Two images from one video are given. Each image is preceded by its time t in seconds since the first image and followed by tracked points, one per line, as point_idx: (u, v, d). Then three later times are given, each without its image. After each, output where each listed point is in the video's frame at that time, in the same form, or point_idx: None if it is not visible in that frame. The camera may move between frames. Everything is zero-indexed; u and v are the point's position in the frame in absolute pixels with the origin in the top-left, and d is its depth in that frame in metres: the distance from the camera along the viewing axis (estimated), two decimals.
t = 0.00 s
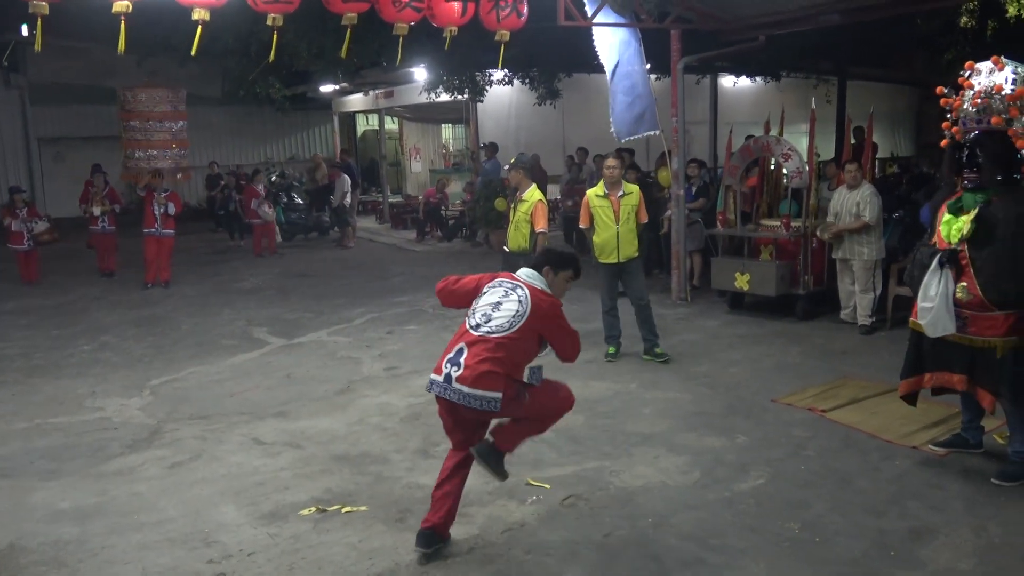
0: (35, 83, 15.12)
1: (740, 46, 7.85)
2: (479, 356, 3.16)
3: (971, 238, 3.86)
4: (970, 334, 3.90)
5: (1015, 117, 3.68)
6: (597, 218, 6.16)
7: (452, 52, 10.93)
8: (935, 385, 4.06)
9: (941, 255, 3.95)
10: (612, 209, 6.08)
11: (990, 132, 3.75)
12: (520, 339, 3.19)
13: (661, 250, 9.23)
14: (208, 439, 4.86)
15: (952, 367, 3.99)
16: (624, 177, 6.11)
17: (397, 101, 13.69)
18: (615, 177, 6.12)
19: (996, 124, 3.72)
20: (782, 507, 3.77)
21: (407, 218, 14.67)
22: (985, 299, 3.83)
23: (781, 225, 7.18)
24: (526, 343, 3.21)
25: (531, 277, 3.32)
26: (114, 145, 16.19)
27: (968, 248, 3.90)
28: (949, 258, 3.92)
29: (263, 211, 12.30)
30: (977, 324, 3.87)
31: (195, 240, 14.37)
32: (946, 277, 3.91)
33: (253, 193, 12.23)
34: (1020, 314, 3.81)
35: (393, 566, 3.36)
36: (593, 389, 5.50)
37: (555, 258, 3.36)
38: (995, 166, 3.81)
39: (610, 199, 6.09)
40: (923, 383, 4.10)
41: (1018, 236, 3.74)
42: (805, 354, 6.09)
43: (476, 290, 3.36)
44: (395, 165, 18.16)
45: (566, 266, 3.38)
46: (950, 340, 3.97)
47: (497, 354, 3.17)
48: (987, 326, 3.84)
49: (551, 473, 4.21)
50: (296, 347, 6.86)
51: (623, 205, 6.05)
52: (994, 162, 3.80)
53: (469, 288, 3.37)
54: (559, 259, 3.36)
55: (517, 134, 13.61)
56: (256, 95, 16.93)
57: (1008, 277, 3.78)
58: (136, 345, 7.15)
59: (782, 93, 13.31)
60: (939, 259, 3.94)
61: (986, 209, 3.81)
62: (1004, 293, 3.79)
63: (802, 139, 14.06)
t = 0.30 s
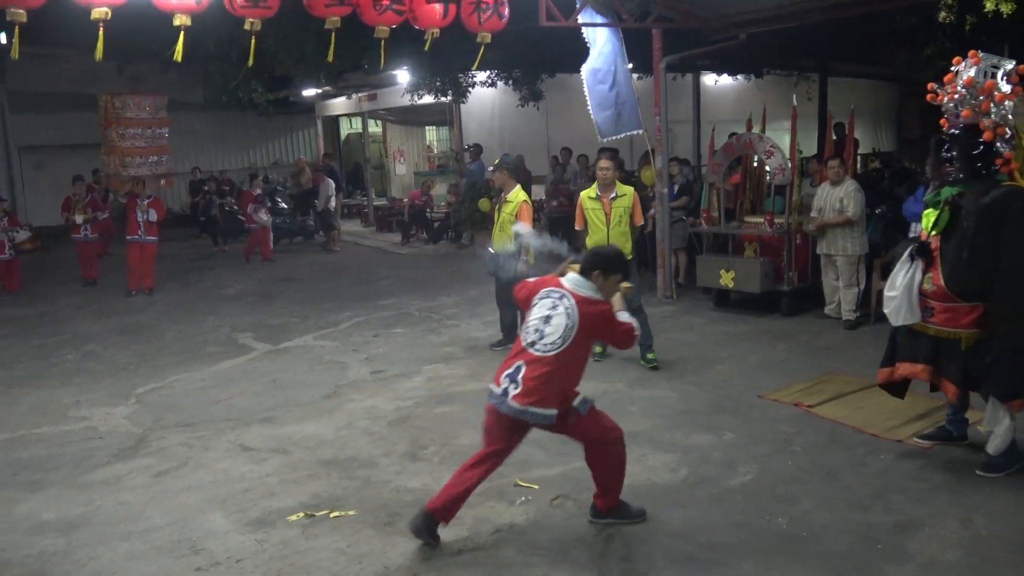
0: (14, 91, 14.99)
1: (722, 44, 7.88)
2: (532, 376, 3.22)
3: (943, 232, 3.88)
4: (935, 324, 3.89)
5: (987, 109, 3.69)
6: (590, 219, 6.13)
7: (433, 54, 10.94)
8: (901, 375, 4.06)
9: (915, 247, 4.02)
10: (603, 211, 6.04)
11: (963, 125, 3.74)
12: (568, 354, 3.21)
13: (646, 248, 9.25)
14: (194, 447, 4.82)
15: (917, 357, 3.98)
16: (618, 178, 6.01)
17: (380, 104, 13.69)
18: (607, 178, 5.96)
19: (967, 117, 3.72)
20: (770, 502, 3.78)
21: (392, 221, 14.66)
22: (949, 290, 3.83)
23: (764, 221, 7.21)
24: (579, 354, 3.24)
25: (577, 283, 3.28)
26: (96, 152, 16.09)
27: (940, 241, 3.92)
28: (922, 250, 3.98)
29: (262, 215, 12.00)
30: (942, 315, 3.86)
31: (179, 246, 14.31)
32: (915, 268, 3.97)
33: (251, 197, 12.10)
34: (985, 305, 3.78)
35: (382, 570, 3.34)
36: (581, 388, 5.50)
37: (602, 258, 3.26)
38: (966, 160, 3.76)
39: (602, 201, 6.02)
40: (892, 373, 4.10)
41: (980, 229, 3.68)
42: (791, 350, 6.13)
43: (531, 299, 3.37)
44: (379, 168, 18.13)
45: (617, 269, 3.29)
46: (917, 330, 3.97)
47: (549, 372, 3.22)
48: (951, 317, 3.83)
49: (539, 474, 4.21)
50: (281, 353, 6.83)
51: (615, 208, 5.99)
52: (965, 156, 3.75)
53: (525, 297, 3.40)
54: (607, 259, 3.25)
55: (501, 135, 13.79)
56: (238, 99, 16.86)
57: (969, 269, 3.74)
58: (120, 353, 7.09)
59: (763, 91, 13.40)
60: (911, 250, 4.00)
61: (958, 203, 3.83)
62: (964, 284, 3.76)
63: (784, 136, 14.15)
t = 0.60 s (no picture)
0: None
1: (697, 45, 7.93)
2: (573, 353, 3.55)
3: (911, 230, 3.93)
4: (899, 321, 3.94)
5: (952, 110, 3.73)
6: (584, 220, 6.02)
7: (409, 55, 10.91)
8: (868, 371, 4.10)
9: (884, 245, 4.07)
10: (596, 211, 5.93)
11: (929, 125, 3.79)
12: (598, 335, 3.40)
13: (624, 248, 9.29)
14: (169, 452, 4.78)
15: (881, 352, 4.05)
16: (609, 176, 5.90)
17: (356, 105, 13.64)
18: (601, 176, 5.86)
19: (933, 118, 3.78)
20: (747, 500, 3.81)
21: (369, 222, 14.60)
22: (911, 288, 3.86)
23: (740, 220, 7.27)
24: (610, 339, 3.40)
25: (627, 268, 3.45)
26: (68, 154, 15.88)
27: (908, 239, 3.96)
28: (891, 248, 4.02)
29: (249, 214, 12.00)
30: (905, 312, 3.91)
31: (152, 249, 14.17)
32: (883, 266, 4.02)
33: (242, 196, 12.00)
34: (946, 305, 3.79)
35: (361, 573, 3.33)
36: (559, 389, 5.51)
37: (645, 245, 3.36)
38: (933, 160, 3.82)
39: (595, 201, 5.93)
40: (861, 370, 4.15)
41: (941, 227, 3.69)
42: (767, 348, 6.18)
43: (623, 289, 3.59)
44: (355, 169, 18.04)
45: (665, 254, 3.35)
46: (886, 327, 4.02)
47: (588, 350, 3.48)
48: (914, 315, 3.87)
49: (518, 475, 4.21)
50: (257, 355, 6.78)
51: (607, 207, 5.88)
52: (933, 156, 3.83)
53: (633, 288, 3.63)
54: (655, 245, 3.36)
55: (479, 137, 13.54)
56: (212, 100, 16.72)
57: (930, 268, 3.76)
58: (94, 357, 7.01)
59: (737, 91, 13.51)
60: (881, 249, 4.05)
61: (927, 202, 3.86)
62: (925, 282, 3.78)
63: (759, 135, 14.26)
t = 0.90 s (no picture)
0: None
1: (678, 45, 7.96)
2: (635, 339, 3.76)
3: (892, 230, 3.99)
4: (879, 322, 3.99)
5: (932, 112, 3.76)
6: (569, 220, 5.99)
7: (390, 56, 10.88)
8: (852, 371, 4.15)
9: (866, 246, 4.13)
10: (582, 211, 5.92)
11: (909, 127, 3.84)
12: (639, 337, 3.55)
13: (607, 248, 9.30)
14: (150, 454, 4.74)
15: (867, 351, 4.09)
16: (599, 177, 5.92)
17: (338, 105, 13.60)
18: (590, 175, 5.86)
19: (913, 120, 3.82)
20: (729, 498, 3.82)
21: (351, 222, 14.56)
22: (890, 289, 3.89)
23: (722, 220, 7.30)
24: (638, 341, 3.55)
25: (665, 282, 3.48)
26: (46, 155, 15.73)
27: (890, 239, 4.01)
28: (871, 249, 4.09)
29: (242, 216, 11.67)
30: (884, 313, 3.95)
31: (132, 250, 14.06)
32: (864, 267, 4.09)
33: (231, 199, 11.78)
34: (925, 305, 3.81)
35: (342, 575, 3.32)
36: (542, 389, 5.51)
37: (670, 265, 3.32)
38: (912, 161, 3.86)
39: (581, 201, 5.93)
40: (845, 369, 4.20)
41: (919, 229, 3.73)
42: (749, 347, 6.21)
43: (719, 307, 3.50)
44: (337, 169, 17.97)
45: (688, 271, 3.29)
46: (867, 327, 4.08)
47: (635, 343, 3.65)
48: (892, 315, 3.91)
49: (501, 475, 4.20)
50: (239, 357, 6.74)
51: (595, 207, 5.86)
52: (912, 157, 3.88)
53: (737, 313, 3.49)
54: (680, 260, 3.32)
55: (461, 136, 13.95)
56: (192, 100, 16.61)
57: (908, 268, 3.79)
58: (72, 360, 6.94)
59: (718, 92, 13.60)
60: (862, 250, 4.10)
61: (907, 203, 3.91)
62: (903, 283, 3.82)
63: (740, 136, 14.34)
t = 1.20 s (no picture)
0: None
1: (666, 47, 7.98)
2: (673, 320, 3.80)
3: (881, 233, 4.02)
4: (867, 325, 4.01)
5: (924, 117, 3.78)
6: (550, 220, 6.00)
7: (380, 53, 10.85)
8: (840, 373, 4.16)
9: (855, 250, 4.13)
10: (562, 211, 5.92)
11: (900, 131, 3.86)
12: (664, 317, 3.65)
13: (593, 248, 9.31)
14: (133, 451, 4.70)
15: (856, 354, 4.09)
16: (581, 177, 5.89)
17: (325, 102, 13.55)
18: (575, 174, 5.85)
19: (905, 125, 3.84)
20: (714, 499, 3.84)
21: (338, 220, 14.51)
22: (880, 293, 3.92)
23: (708, 222, 7.31)
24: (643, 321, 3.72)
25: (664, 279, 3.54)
26: (29, 149, 15.57)
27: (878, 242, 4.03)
28: (860, 253, 4.08)
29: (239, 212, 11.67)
30: (873, 316, 3.98)
31: (115, 246, 13.95)
32: (852, 270, 4.10)
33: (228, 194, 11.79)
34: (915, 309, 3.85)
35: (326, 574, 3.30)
36: (529, 389, 5.52)
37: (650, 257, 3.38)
38: (902, 165, 3.89)
39: (561, 201, 5.93)
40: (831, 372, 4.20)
41: (910, 234, 3.76)
42: (734, 348, 6.24)
43: (695, 315, 3.41)
44: (323, 166, 17.90)
45: (659, 270, 3.35)
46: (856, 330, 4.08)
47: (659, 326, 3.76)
48: (882, 319, 3.94)
49: (486, 474, 4.20)
50: (223, 354, 6.70)
51: (574, 207, 5.84)
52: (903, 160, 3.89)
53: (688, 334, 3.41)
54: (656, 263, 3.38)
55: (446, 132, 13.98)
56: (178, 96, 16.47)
57: (899, 273, 3.82)
58: (55, 355, 6.88)
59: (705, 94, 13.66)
60: (851, 254, 4.11)
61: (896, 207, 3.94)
62: (893, 287, 3.85)
63: (727, 138, 14.40)
